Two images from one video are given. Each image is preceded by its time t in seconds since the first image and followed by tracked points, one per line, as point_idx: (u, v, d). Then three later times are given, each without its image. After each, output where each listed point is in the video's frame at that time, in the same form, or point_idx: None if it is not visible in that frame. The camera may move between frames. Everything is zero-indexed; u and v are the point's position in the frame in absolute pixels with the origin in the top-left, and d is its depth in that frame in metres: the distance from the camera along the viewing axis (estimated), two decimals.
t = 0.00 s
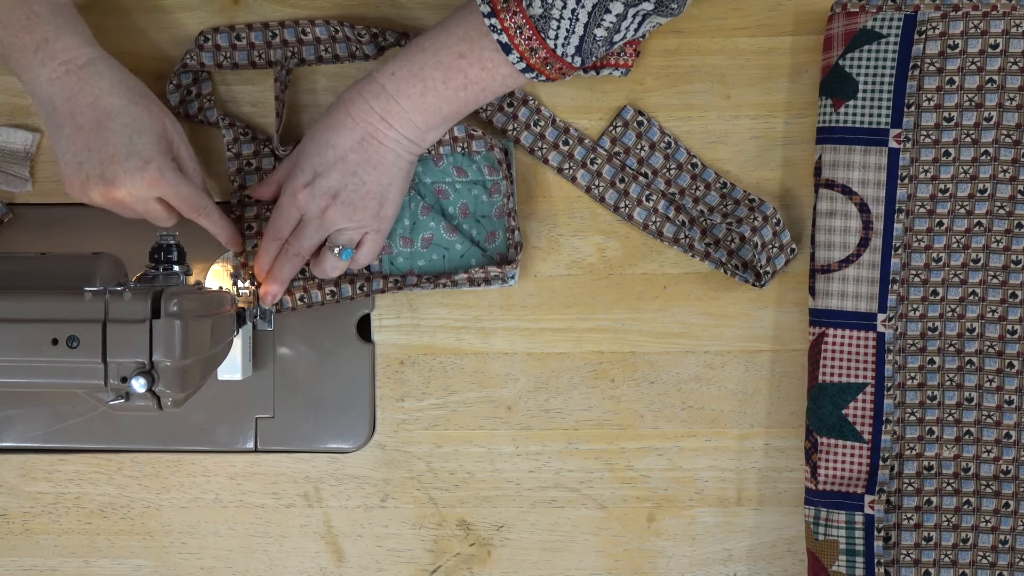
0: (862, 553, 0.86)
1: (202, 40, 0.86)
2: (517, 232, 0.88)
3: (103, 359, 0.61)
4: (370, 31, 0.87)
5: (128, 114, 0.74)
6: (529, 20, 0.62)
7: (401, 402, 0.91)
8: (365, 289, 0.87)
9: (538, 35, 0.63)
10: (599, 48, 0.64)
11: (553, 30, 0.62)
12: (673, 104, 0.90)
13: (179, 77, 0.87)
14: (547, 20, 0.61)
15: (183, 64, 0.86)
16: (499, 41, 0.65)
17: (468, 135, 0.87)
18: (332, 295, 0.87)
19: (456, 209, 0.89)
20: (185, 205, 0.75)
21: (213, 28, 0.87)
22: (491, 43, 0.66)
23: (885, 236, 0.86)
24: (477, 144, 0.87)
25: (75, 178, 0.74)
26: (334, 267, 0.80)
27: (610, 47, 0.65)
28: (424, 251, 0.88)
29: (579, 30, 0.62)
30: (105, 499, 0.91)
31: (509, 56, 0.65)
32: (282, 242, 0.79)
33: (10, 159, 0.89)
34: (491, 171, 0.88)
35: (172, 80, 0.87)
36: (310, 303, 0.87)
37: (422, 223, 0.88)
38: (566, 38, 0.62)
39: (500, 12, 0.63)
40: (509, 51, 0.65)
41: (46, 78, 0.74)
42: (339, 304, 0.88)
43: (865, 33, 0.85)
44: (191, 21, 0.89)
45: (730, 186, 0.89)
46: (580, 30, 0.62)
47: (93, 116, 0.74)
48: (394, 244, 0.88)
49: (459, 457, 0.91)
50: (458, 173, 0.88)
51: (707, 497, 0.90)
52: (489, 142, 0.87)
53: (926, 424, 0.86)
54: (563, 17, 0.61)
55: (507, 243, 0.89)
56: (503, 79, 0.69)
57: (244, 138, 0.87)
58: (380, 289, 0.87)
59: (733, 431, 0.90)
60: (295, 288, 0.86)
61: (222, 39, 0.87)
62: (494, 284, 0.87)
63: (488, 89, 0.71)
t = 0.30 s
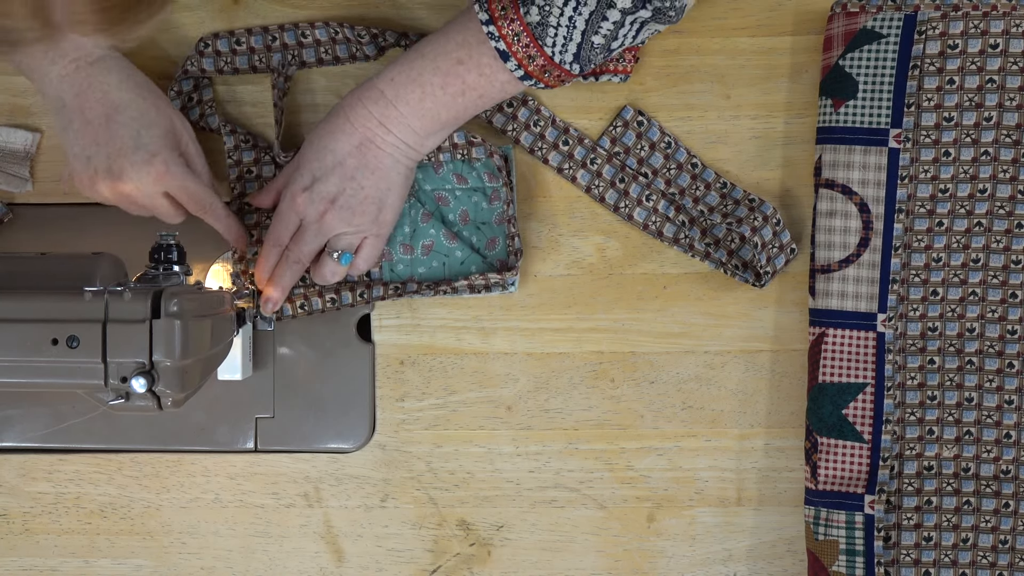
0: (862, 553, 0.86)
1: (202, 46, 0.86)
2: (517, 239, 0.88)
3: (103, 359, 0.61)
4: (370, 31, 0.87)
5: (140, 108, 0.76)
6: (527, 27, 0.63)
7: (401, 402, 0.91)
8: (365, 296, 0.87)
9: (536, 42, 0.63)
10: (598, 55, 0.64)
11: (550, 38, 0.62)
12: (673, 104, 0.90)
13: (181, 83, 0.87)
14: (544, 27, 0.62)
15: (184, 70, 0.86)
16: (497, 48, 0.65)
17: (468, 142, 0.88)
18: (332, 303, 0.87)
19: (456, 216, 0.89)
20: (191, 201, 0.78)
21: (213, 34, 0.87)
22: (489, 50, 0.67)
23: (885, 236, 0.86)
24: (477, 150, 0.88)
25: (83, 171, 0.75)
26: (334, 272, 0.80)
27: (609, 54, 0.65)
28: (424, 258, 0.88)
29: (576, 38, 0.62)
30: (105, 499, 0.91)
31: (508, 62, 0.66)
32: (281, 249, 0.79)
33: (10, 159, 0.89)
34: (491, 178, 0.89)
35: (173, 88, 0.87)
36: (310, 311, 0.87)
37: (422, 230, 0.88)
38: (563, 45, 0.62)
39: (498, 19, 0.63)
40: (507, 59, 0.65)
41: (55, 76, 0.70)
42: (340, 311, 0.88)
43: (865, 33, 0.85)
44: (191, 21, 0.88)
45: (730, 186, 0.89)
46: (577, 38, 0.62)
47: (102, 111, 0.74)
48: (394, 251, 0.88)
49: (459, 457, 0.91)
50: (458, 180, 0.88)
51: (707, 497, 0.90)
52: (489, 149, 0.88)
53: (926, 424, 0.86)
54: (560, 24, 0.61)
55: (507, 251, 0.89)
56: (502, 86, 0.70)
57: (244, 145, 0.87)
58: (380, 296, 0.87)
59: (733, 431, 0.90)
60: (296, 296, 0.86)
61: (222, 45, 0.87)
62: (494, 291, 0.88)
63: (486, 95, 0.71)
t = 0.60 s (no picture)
0: (862, 553, 0.86)
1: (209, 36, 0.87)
2: (518, 238, 0.88)
3: (103, 359, 0.61)
4: (373, 32, 0.87)
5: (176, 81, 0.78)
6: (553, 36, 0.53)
7: (401, 402, 0.91)
8: (365, 294, 0.87)
9: (561, 51, 0.53)
10: (625, 65, 0.53)
11: (575, 47, 0.52)
12: (673, 104, 0.90)
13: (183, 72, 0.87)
14: (568, 37, 0.52)
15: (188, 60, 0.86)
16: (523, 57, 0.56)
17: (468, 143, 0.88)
18: (332, 302, 0.87)
19: (455, 216, 0.89)
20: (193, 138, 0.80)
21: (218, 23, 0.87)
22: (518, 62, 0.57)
23: (885, 236, 0.86)
24: (476, 151, 0.88)
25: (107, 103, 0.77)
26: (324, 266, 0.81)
27: (641, 63, 0.54)
28: (424, 258, 0.88)
29: (603, 46, 0.51)
30: (105, 499, 0.91)
31: (533, 73, 0.56)
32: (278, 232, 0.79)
33: (9, 159, 0.88)
34: (491, 177, 0.89)
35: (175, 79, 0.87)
36: (309, 311, 0.87)
37: (422, 231, 0.88)
38: (588, 56, 0.52)
39: (523, 27, 0.54)
40: (532, 69, 0.56)
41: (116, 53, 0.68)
42: (339, 308, 0.88)
43: (865, 33, 0.85)
44: (190, 21, 0.88)
45: (730, 186, 0.89)
46: (603, 46, 0.51)
47: (146, 67, 0.72)
48: (394, 252, 0.88)
49: (459, 457, 0.91)
50: (458, 181, 0.88)
51: (707, 497, 0.90)
52: (488, 150, 0.88)
53: (926, 424, 0.86)
54: (585, 32, 0.51)
55: (507, 250, 0.89)
56: (532, 98, 0.60)
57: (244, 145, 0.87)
58: (381, 293, 0.87)
59: (733, 431, 0.90)
60: (295, 296, 0.87)
61: (226, 35, 0.87)
62: (494, 291, 0.88)
63: (517, 107, 0.62)
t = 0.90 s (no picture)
0: (862, 553, 0.86)
1: (209, 39, 0.84)
2: (518, 245, 0.89)
3: (104, 359, 0.61)
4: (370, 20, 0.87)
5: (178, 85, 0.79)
6: (553, 69, 0.59)
7: (401, 402, 0.91)
8: (365, 298, 0.87)
9: (561, 84, 0.60)
10: (627, 99, 0.60)
11: (576, 78, 0.59)
12: (673, 104, 0.90)
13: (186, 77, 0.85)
14: (568, 67, 0.58)
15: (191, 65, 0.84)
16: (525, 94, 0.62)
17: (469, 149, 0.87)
18: (332, 306, 0.87)
19: (456, 221, 0.89)
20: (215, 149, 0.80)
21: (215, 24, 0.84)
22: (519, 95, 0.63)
23: (885, 236, 0.86)
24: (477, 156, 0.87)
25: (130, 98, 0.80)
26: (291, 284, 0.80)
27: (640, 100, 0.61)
28: (424, 263, 0.89)
29: (603, 76, 0.58)
30: (105, 499, 0.91)
31: (535, 108, 0.62)
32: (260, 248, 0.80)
33: (9, 159, 0.88)
34: (492, 182, 0.88)
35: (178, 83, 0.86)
36: (309, 314, 0.87)
37: (422, 235, 0.88)
38: (589, 86, 0.59)
39: (525, 64, 0.60)
40: (533, 104, 0.61)
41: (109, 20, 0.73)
42: (338, 311, 0.88)
43: (865, 33, 0.85)
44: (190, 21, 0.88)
45: (730, 186, 0.89)
46: (604, 76, 0.58)
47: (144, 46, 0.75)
48: (394, 257, 0.88)
49: (459, 457, 0.91)
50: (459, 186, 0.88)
51: (707, 497, 0.90)
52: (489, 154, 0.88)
53: (926, 424, 0.86)
54: (585, 64, 0.58)
55: (508, 256, 0.89)
56: (530, 133, 0.66)
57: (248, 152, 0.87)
58: (381, 297, 0.87)
59: (733, 431, 0.90)
60: (295, 299, 0.87)
61: (227, 36, 0.84)
62: (495, 296, 0.88)
63: (515, 143, 0.67)
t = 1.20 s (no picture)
0: (862, 553, 0.86)
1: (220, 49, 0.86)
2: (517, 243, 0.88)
3: (103, 359, 0.61)
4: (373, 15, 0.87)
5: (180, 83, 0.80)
6: (559, 63, 0.60)
7: (401, 402, 0.91)
8: (365, 297, 0.87)
9: (568, 77, 0.60)
10: (631, 91, 0.61)
11: (582, 72, 0.59)
12: (673, 104, 0.90)
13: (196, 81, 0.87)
14: (575, 62, 0.59)
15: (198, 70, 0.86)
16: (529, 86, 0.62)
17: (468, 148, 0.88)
18: (332, 305, 0.87)
19: (456, 220, 0.89)
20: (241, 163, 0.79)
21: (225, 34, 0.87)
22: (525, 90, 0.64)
23: (885, 236, 0.86)
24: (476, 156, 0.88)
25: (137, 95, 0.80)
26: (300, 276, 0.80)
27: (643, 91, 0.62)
28: (424, 262, 0.89)
29: (608, 69, 0.59)
30: (105, 499, 0.91)
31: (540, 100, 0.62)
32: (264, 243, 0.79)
33: (9, 159, 0.88)
34: (492, 182, 0.89)
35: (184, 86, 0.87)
36: (309, 314, 0.87)
37: (422, 234, 0.88)
38: (595, 80, 0.59)
39: (530, 56, 0.60)
40: (539, 96, 0.62)
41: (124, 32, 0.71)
42: (338, 311, 0.89)
43: (865, 33, 0.85)
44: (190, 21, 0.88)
45: (730, 186, 0.89)
46: (610, 71, 0.59)
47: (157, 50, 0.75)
48: (394, 256, 0.88)
49: (459, 457, 0.91)
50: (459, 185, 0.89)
51: (707, 497, 0.90)
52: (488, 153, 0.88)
53: (925, 424, 0.86)
54: (592, 59, 0.58)
55: (507, 254, 0.89)
56: (538, 129, 0.68)
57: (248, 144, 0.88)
58: (380, 296, 0.87)
59: (733, 431, 0.90)
60: (295, 299, 0.87)
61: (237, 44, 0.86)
62: (494, 295, 0.88)
63: (523, 139, 0.69)
